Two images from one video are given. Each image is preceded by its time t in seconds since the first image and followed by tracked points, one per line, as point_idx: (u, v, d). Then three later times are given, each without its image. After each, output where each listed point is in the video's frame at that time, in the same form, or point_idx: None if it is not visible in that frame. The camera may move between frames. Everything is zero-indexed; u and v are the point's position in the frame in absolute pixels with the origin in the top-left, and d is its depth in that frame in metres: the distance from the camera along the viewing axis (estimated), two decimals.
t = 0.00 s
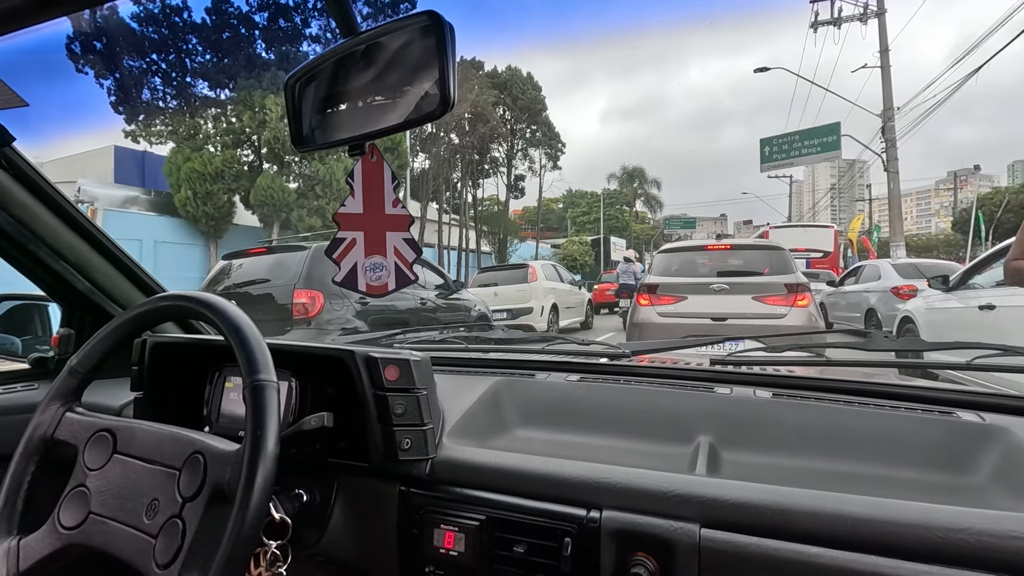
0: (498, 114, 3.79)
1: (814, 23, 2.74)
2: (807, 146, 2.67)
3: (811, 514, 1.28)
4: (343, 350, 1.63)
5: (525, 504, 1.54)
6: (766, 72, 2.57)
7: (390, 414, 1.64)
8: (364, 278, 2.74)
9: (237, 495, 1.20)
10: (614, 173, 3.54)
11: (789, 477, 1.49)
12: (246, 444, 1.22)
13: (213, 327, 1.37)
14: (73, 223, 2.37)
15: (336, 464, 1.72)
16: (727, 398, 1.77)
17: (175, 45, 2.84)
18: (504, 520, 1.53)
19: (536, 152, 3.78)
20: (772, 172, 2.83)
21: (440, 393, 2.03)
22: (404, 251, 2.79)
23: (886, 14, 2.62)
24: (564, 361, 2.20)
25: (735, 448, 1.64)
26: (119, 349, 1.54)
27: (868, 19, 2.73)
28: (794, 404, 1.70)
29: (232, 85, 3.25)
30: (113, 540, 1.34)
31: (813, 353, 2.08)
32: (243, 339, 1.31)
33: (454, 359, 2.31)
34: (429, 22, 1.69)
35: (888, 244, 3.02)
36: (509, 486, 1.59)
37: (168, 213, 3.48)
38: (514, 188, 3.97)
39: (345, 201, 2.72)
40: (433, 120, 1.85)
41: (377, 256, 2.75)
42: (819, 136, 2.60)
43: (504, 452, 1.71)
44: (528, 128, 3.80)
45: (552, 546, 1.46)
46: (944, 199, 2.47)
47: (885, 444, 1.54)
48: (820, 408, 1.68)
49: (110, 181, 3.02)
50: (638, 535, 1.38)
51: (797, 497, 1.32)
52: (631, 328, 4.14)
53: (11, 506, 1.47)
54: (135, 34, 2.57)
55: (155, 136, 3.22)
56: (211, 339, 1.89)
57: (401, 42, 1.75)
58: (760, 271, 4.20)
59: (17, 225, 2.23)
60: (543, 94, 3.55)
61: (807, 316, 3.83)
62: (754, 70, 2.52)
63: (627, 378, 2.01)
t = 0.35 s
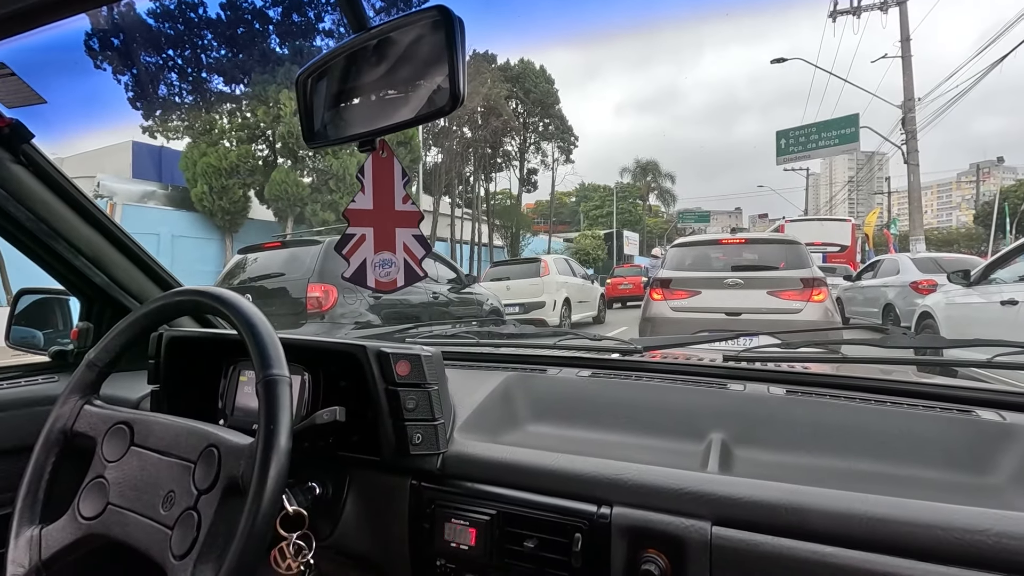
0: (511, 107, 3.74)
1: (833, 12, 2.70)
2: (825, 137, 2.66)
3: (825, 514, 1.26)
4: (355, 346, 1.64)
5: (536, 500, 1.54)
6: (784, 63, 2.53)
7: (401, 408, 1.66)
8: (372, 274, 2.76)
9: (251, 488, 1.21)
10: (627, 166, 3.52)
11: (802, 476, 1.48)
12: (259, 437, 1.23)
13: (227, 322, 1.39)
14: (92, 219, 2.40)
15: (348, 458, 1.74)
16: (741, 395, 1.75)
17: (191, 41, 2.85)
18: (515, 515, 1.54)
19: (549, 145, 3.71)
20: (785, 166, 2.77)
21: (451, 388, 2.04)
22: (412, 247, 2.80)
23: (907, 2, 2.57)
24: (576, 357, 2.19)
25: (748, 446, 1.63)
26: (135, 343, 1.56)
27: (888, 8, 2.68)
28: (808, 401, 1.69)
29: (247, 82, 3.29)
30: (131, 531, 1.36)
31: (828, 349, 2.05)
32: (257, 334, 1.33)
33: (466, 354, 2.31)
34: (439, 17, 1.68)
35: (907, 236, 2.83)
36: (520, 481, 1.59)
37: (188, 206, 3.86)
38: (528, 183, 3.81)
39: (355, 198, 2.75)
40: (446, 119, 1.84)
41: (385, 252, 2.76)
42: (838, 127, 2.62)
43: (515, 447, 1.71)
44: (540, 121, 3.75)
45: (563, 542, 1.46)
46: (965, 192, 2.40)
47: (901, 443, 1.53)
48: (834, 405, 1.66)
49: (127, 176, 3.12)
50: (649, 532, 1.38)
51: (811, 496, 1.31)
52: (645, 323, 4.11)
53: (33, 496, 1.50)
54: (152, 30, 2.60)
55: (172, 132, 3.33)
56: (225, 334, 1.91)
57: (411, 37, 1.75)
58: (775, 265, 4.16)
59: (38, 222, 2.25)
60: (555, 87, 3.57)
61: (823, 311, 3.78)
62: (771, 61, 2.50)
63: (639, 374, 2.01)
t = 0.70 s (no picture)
0: (521, 101, 3.85)
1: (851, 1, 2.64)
2: (840, 130, 2.58)
3: (844, 510, 1.23)
4: (362, 335, 1.62)
5: (546, 493, 1.51)
6: (799, 53, 2.42)
7: (409, 399, 1.63)
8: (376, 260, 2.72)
9: (257, 478, 1.19)
10: (637, 159, 3.48)
11: (818, 470, 1.45)
12: (266, 427, 1.22)
13: (234, 311, 1.37)
14: (101, 209, 2.39)
15: (355, 449, 1.72)
16: (756, 388, 1.72)
17: (204, 36, 2.89)
18: (524, 508, 1.51)
19: (559, 139, 3.70)
20: (801, 158, 2.74)
21: (460, 380, 2.02)
22: (417, 233, 2.77)
23: None
24: (586, 349, 2.16)
25: (764, 440, 1.60)
26: (143, 332, 1.55)
27: None
28: (826, 395, 1.65)
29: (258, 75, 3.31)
30: (139, 521, 1.35)
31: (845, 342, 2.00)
32: (264, 323, 1.31)
33: (474, 346, 2.29)
34: None
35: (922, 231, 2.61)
36: (530, 474, 1.56)
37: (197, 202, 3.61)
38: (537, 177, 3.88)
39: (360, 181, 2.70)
40: (448, 98, 1.80)
41: (389, 239, 2.74)
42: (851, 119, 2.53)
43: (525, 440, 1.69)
44: (551, 114, 3.76)
45: (573, 536, 1.44)
46: (985, 183, 2.32)
47: (921, 437, 1.48)
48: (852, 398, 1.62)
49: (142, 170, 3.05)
50: (660, 527, 1.35)
51: (829, 491, 1.27)
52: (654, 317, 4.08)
53: (43, 484, 1.50)
54: (164, 26, 2.66)
55: (185, 126, 3.32)
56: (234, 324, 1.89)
57: (413, 16, 1.70)
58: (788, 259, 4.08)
59: (47, 211, 2.25)
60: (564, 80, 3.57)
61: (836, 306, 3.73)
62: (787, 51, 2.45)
63: (651, 367, 1.97)
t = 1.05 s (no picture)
0: (530, 94, 3.63)
1: None
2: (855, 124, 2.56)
3: (850, 505, 1.21)
4: (365, 326, 1.62)
5: (549, 485, 1.51)
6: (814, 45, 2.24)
7: (412, 391, 1.63)
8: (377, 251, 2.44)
9: (260, 467, 1.20)
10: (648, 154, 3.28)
11: (824, 465, 1.43)
12: (268, 416, 1.22)
13: (238, 302, 1.37)
14: (109, 201, 2.41)
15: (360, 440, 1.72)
16: (763, 382, 1.69)
17: (217, 32, 3.03)
18: (526, 500, 1.51)
19: (569, 133, 3.47)
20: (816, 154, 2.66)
21: (465, 372, 2.01)
22: (419, 223, 2.47)
23: None
24: (592, 342, 2.15)
25: (770, 434, 1.58)
26: (150, 323, 1.56)
27: None
28: (834, 389, 1.62)
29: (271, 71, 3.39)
30: (145, 508, 1.36)
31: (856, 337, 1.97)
32: (267, 314, 1.32)
33: (479, 338, 2.28)
34: None
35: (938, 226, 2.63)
36: (533, 466, 1.56)
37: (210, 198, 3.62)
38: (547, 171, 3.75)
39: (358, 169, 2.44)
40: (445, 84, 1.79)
41: (390, 228, 2.45)
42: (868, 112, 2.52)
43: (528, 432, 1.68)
44: (562, 109, 3.50)
45: (575, 529, 1.43)
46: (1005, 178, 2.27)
47: (930, 432, 1.46)
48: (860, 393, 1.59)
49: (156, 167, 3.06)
50: (663, 520, 1.34)
51: (834, 485, 1.25)
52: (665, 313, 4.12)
53: (53, 472, 1.51)
54: (177, 22, 2.81)
55: (198, 121, 3.23)
56: (241, 316, 1.90)
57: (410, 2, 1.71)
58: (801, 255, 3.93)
59: (57, 204, 2.27)
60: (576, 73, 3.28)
61: (850, 301, 3.67)
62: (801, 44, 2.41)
63: (657, 360, 1.96)
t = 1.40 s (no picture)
0: (543, 91, 3.70)
1: None
2: (871, 119, 2.50)
3: (855, 502, 1.19)
4: (368, 318, 1.62)
5: (551, 479, 1.50)
6: (829, 40, 2.33)
7: (415, 382, 1.63)
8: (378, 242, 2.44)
9: (262, 457, 1.20)
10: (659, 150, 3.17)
11: (830, 461, 1.41)
12: (271, 408, 1.23)
13: (243, 294, 1.38)
14: (120, 195, 2.44)
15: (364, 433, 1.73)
16: (770, 378, 1.68)
17: (230, 30, 2.98)
18: (529, 494, 1.50)
19: (582, 130, 3.58)
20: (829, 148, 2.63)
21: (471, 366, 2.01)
22: (420, 213, 2.46)
23: None
24: (598, 337, 2.14)
25: (776, 430, 1.56)
26: (158, 314, 1.57)
27: None
28: (841, 385, 1.60)
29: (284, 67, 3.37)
30: (151, 497, 1.37)
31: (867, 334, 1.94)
32: (272, 306, 1.33)
33: (486, 333, 2.28)
34: None
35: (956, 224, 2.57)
36: (537, 460, 1.55)
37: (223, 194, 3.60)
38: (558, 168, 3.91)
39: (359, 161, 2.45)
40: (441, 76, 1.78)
41: (391, 219, 2.44)
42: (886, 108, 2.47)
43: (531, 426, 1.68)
44: (574, 105, 3.59)
45: (577, 523, 1.43)
46: None
47: (938, 430, 1.44)
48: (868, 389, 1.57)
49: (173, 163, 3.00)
50: (665, 515, 1.33)
51: (839, 482, 1.23)
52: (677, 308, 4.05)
53: (63, 461, 1.53)
54: (192, 20, 2.79)
55: (212, 119, 3.21)
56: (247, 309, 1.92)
57: None
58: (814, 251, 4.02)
59: (68, 197, 2.30)
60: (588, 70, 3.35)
61: (863, 300, 3.63)
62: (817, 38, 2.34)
63: (663, 355, 1.94)
